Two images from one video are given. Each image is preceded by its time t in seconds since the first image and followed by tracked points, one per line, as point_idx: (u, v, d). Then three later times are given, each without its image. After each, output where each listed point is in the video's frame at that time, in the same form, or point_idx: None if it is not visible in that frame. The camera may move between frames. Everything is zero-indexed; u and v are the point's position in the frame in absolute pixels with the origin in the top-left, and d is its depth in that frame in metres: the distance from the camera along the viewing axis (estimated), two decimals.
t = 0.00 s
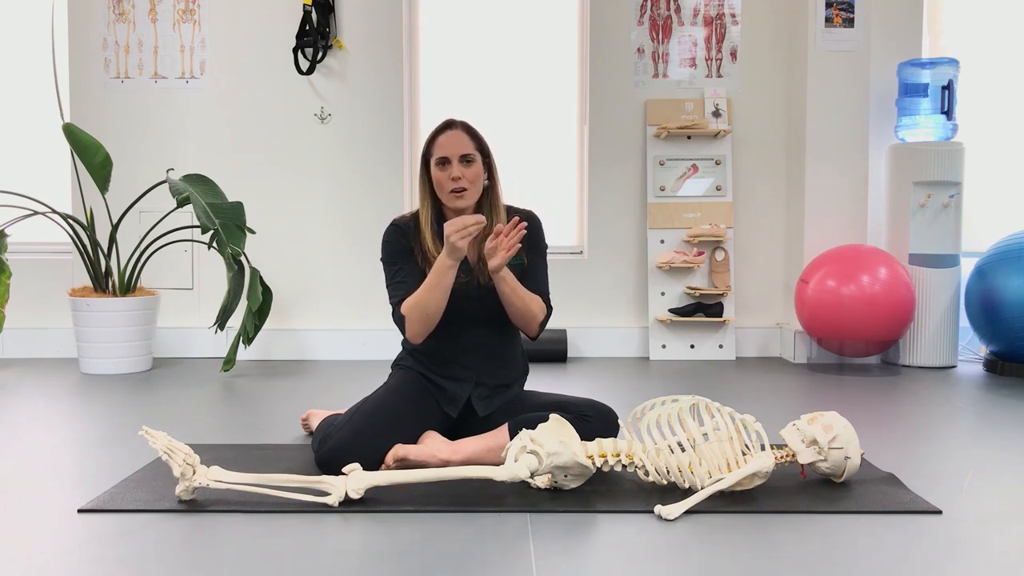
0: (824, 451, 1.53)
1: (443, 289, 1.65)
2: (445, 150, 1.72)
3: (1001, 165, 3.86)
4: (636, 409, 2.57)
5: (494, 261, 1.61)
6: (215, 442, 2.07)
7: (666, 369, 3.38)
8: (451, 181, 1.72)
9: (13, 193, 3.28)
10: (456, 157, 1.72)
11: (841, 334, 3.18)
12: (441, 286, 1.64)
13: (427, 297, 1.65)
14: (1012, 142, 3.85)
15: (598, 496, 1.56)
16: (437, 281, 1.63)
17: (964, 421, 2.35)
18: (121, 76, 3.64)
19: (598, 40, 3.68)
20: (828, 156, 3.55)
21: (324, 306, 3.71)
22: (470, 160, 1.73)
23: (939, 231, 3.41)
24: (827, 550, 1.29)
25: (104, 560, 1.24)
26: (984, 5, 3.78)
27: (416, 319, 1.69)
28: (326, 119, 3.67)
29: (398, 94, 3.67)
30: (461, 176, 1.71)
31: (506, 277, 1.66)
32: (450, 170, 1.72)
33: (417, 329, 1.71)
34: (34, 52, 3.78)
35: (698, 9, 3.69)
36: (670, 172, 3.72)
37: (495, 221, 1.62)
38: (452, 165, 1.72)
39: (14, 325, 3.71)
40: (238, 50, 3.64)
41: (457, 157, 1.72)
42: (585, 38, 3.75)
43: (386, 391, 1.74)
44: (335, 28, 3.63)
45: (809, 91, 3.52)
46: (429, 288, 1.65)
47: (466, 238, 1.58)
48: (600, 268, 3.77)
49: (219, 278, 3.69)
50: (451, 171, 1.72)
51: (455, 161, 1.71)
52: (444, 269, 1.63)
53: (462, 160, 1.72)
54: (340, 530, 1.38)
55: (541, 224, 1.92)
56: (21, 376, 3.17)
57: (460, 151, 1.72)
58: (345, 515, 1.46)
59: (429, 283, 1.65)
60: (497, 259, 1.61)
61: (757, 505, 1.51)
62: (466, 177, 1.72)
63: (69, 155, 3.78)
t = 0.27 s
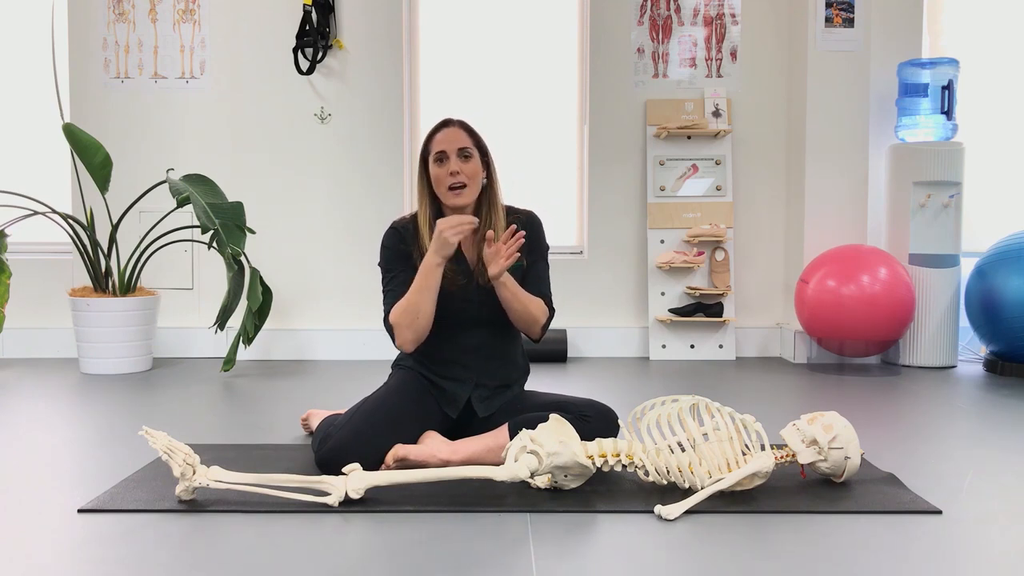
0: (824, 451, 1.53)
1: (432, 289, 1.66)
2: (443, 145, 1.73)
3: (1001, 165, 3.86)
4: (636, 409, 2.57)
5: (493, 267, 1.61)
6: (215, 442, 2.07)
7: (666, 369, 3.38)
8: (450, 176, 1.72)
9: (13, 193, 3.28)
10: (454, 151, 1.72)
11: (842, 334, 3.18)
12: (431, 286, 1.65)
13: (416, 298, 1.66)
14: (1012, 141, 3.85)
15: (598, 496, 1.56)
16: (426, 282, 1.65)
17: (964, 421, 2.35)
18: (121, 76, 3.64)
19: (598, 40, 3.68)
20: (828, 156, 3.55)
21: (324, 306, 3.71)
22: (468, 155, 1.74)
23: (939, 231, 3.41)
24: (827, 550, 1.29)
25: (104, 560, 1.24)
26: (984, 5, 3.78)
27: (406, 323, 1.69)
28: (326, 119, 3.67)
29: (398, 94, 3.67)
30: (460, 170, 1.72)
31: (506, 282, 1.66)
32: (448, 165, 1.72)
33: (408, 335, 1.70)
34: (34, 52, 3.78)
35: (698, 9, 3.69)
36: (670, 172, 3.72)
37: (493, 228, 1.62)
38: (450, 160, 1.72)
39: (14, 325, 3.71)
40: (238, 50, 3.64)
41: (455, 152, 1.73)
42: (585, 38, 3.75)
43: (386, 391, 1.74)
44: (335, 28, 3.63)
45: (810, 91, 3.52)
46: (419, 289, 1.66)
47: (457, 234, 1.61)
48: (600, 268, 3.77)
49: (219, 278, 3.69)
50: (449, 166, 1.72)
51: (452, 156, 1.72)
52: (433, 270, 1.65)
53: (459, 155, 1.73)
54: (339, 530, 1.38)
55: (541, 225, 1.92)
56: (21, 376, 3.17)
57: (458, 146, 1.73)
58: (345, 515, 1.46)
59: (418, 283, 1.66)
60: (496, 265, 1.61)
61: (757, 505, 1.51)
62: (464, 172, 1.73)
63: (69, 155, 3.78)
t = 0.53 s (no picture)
0: (824, 451, 1.53)
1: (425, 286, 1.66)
2: (442, 144, 1.73)
3: (1000, 165, 3.86)
4: (636, 409, 2.57)
5: (491, 271, 1.61)
6: (215, 441, 2.07)
7: (666, 369, 3.38)
8: (448, 174, 1.72)
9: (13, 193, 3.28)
10: (452, 149, 1.73)
11: (841, 334, 3.18)
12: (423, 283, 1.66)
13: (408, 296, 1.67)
14: (1012, 141, 3.85)
15: (598, 496, 1.56)
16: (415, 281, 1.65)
17: (964, 421, 2.35)
18: (121, 76, 3.64)
19: (598, 40, 3.68)
20: (828, 156, 3.55)
21: (324, 306, 3.71)
22: (466, 153, 1.74)
23: (939, 231, 3.41)
24: (827, 550, 1.29)
25: (105, 560, 1.24)
26: (984, 4, 3.78)
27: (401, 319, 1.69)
28: (326, 119, 3.67)
29: (398, 94, 3.67)
30: (458, 169, 1.71)
31: (506, 286, 1.66)
32: (447, 163, 1.72)
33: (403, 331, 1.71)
34: (34, 52, 3.78)
35: (698, 9, 3.69)
36: (670, 172, 3.72)
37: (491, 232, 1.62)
38: (448, 158, 1.72)
39: (14, 325, 3.71)
40: (238, 50, 3.64)
41: (453, 150, 1.74)
42: (585, 38, 3.75)
43: (386, 392, 1.74)
44: (335, 28, 3.63)
45: (810, 91, 3.52)
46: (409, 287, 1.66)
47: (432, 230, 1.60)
48: (600, 268, 3.77)
49: (219, 278, 3.69)
50: (448, 164, 1.72)
51: (451, 154, 1.73)
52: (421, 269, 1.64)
53: (458, 153, 1.73)
54: (339, 530, 1.38)
55: (540, 225, 1.92)
56: (21, 376, 3.17)
57: (457, 144, 1.73)
58: (345, 515, 1.46)
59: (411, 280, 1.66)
60: (494, 270, 1.60)
61: (757, 505, 1.51)
62: (463, 171, 1.72)
63: (69, 155, 3.78)
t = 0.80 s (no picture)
0: (824, 451, 1.53)
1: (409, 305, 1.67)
2: (442, 144, 1.74)
3: (1000, 165, 3.86)
4: (636, 409, 2.57)
5: (494, 277, 1.60)
6: (215, 441, 2.07)
7: (666, 369, 3.38)
8: (448, 175, 1.72)
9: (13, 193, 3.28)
10: (452, 150, 1.73)
11: (841, 334, 3.18)
12: (410, 300, 1.66)
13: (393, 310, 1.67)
14: (1012, 142, 3.85)
15: (598, 496, 1.56)
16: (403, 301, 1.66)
17: (964, 421, 2.35)
18: (121, 76, 3.64)
19: (598, 40, 3.68)
20: (828, 156, 3.55)
21: (324, 306, 3.71)
22: (466, 154, 1.74)
23: (939, 231, 3.41)
24: (827, 549, 1.29)
25: (105, 560, 1.24)
26: (983, 5, 3.78)
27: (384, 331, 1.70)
28: (326, 119, 3.67)
29: (398, 94, 3.67)
30: (458, 169, 1.72)
31: (508, 292, 1.66)
32: (446, 164, 1.73)
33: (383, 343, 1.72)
34: (34, 52, 3.78)
35: (698, 9, 3.69)
36: (670, 172, 3.72)
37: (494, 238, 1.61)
38: (448, 159, 1.73)
39: (14, 325, 3.71)
40: (238, 50, 3.64)
41: (453, 151, 1.74)
42: (585, 38, 3.75)
43: (386, 392, 1.75)
44: (335, 28, 3.63)
45: (810, 91, 3.52)
46: (395, 302, 1.67)
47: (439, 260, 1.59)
48: (600, 268, 3.77)
49: (219, 278, 3.69)
50: (447, 165, 1.72)
51: (451, 154, 1.73)
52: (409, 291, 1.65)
53: (458, 154, 1.74)
54: (339, 530, 1.38)
55: (539, 226, 1.92)
56: (21, 376, 3.17)
57: (457, 145, 1.74)
58: (345, 515, 1.46)
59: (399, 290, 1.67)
60: (497, 276, 1.60)
61: (757, 505, 1.51)
62: (462, 171, 1.73)
63: (69, 155, 3.78)
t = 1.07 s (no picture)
0: (824, 451, 1.53)
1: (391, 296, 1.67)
2: (442, 146, 1.73)
3: (1000, 165, 3.86)
4: (636, 408, 2.57)
5: (490, 281, 1.60)
6: (215, 441, 2.07)
7: (666, 369, 3.38)
8: (447, 176, 1.72)
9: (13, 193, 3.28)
10: (452, 152, 1.73)
11: (841, 334, 3.18)
12: (397, 292, 1.67)
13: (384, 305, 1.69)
14: (1012, 142, 3.85)
15: (598, 496, 1.56)
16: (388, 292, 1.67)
17: (964, 421, 2.35)
18: (121, 76, 3.64)
19: (598, 40, 3.68)
20: (829, 156, 3.55)
21: (324, 306, 3.71)
22: (466, 156, 1.74)
23: (939, 231, 3.41)
24: (827, 549, 1.29)
25: (105, 560, 1.24)
26: (983, 5, 3.78)
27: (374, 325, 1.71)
28: (327, 119, 3.67)
29: (398, 94, 3.67)
30: (457, 171, 1.71)
31: (504, 295, 1.66)
32: (446, 165, 1.72)
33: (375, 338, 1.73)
34: (34, 52, 3.78)
35: (698, 9, 3.69)
36: (670, 172, 3.72)
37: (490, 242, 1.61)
38: (448, 161, 1.72)
39: (14, 325, 3.71)
40: (238, 50, 3.64)
41: (453, 152, 1.74)
42: (585, 38, 3.75)
43: (384, 392, 1.75)
44: (335, 28, 3.63)
45: (810, 92, 3.52)
46: (382, 294, 1.68)
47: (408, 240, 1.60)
48: (601, 268, 3.77)
49: (219, 278, 3.69)
50: (447, 166, 1.72)
51: (451, 156, 1.73)
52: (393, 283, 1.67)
53: (458, 155, 1.74)
54: (340, 530, 1.38)
55: (538, 227, 1.92)
56: (21, 376, 3.17)
57: (457, 146, 1.74)
58: (345, 515, 1.46)
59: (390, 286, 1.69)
60: (492, 280, 1.60)
61: (757, 505, 1.51)
62: (462, 173, 1.72)
63: (69, 155, 3.78)
